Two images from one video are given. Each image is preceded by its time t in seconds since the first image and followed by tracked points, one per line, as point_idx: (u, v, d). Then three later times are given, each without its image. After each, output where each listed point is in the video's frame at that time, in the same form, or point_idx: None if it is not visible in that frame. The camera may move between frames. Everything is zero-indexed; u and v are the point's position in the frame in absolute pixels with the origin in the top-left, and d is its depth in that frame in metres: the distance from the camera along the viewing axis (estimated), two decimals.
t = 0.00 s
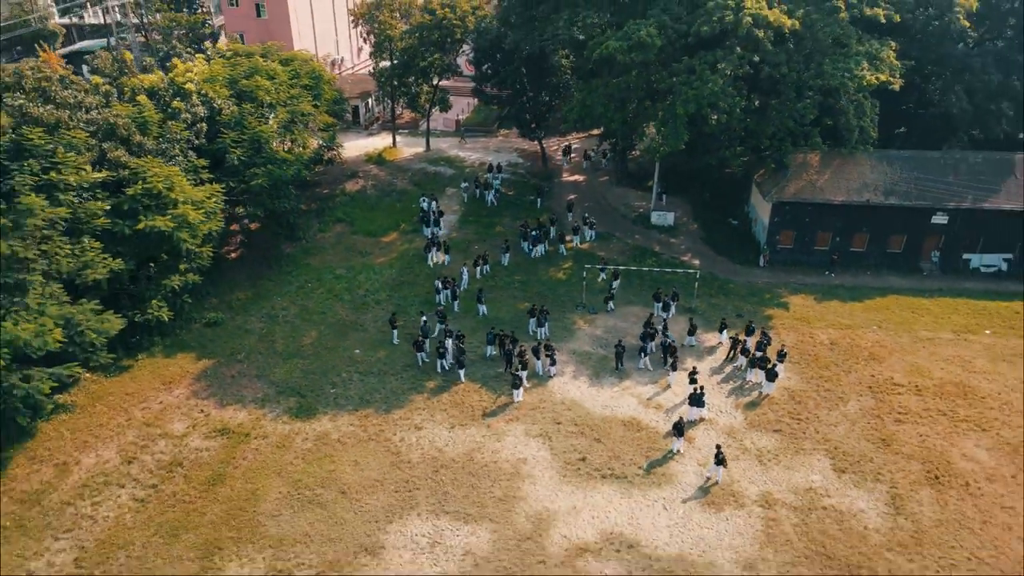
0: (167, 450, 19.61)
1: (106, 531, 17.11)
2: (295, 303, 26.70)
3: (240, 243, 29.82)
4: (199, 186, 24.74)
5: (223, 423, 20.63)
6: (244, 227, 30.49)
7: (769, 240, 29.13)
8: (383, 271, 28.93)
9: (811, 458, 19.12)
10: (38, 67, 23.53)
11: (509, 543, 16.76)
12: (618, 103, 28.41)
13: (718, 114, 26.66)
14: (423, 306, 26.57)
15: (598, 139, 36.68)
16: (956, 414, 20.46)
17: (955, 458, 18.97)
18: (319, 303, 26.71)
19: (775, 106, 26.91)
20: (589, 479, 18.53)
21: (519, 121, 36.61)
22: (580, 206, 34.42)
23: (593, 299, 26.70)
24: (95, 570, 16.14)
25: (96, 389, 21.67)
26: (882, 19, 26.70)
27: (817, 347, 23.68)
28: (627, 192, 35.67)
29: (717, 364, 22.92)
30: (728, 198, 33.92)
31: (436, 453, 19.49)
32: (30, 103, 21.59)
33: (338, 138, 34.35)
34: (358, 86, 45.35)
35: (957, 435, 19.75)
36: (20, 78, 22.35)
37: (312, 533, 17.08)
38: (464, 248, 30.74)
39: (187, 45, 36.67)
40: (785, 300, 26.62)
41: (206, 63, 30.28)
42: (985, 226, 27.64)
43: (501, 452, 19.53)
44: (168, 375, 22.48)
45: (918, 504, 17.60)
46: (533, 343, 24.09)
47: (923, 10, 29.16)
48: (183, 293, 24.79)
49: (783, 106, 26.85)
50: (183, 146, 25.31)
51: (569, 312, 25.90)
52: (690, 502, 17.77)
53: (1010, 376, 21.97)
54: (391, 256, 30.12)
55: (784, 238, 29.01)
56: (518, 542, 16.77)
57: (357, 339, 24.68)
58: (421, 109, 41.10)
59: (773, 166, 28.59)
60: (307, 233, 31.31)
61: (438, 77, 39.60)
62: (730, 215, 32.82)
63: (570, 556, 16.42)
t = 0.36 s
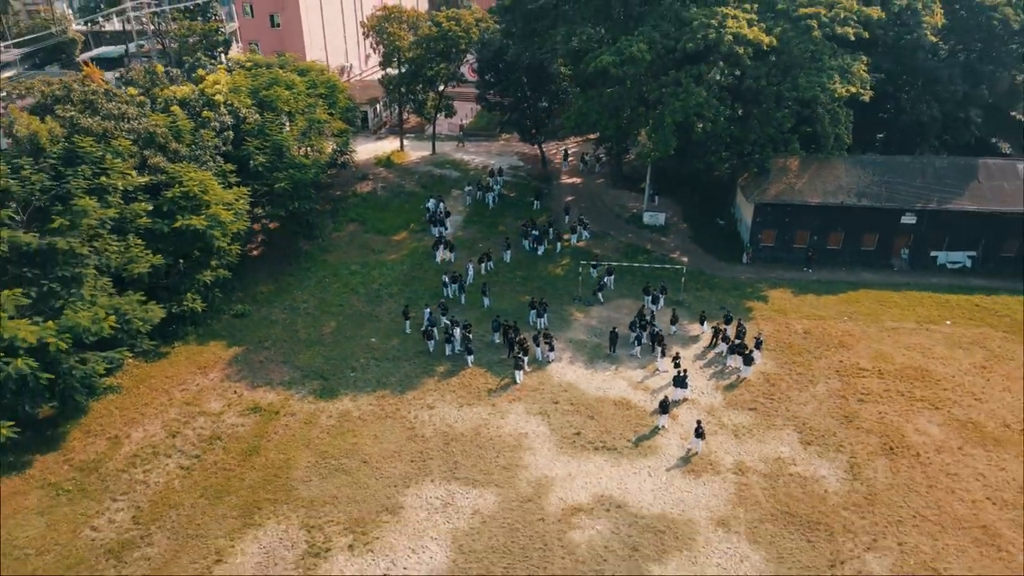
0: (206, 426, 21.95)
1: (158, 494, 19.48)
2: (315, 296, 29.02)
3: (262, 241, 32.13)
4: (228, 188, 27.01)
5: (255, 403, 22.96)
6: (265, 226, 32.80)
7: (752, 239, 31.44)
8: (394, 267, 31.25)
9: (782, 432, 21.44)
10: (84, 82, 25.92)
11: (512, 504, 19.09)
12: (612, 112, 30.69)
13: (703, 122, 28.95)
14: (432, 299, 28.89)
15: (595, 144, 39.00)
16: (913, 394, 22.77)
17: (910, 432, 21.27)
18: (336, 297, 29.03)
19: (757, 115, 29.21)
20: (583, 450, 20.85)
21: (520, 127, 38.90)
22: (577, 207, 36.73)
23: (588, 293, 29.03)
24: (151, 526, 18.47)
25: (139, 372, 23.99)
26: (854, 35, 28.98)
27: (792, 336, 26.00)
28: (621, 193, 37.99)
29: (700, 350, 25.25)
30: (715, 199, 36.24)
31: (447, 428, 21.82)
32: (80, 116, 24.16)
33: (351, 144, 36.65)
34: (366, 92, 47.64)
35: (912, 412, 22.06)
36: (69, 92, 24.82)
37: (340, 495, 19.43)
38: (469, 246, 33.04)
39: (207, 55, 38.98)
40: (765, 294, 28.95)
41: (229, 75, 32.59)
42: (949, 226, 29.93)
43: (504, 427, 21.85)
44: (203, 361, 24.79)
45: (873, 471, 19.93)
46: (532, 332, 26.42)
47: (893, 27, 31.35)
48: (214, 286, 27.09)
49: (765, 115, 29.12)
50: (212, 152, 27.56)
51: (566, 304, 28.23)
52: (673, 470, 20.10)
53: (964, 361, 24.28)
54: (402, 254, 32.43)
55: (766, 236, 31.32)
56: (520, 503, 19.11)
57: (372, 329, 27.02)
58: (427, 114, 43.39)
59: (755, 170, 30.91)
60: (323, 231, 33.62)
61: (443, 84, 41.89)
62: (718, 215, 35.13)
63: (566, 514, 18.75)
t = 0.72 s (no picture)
0: (236, 408, 24.15)
1: (198, 465, 21.71)
2: (331, 291, 31.21)
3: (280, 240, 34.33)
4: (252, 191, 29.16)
5: (280, 387, 25.16)
6: (282, 226, 34.99)
7: (738, 238, 33.64)
8: (404, 264, 33.45)
9: (759, 413, 23.65)
10: (120, 95, 28.48)
11: (515, 475, 21.29)
12: (607, 120, 32.86)
13: (692, 130, 31.12)
14: (440, 294, 31.09)
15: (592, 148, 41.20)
16: (880, 379, 24.96)
17: (875, 412, 23.44)
18: (351, 291, 31.22)
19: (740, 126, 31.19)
20: (579, 428, 23.06)
21: (521, 132, 41.09)
22: (575, 208, 38.94)
23: (585, 287, 31.24)
24: (192, 493, 20.67)
25: (173, 360, 26.18)
26: (831, 49, 31.14)
27: (772, 327, 28.20)
28: (617, 195, 40.18)
29: (687, 340, 27.50)
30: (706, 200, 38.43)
31: (455, 409, 24.03)
32: (119, 125, 26.49)
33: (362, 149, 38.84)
34: (374, 98, 49.87)
35: (878, 395, 24.24)
36: (109, 102, 27.61)
37: (360, 467, 21.63)
38: (474, 244, 35.25)
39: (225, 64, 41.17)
40: (749, 289, 31.15)
41: (249, 84, 34.74)
42: (921, 226, 32.10)
43: (508, 408, 24.06)
44: (230, 350, 26.98)
45: (840, 446, 22.14)
46: (533, 323, 28.64)
47: (869, 40, 33.27)
48: (239, 282, 29.26)
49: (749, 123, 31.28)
50: (237, 158, 29.66)
51: (564, 299, 30.43)
52: (659, 445, 22.31)
53: (929, 349, 26.47)
54: (411, 252, 34.63)
55: (751, 236, 33.52)
56: (523, 474, 21.31)
57: (385, 321, 29.21)
58: (433, 119, 45.57)
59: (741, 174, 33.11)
60: (336, 230, 35.83)
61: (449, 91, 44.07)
62: (708, 216, 37.33)
63: (563, 484, 20.95)
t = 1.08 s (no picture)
0: (263, 391, 26.46)
1: (231, 442, 24.02)
2: (346, 286, 33.54)
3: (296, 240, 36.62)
4: (274, 194, 31.44)
5: (302, 373, 27.46)
6: (298, 225, 37.28)
7: (726, 237, 35.96)
8: (413, 261, 35.75)
9: (740, 396, 25.96)
10: (153, 105, 30.88)
11: (518, 450, 23.58)
12: (603, 127, 35.14)
13: (682, 136, 33.39)
14: (447, 289, 33.40)
15: (590, 152, 43.55)
16: (851, 365, 27.27)
17: (846, 395, 25.75)
18: (364, 287, 33.54)
19: (728, 131, 33.64)
20: (576, 409, 25.36)
21: (523, 137, 43.40)
22: (574, 209, 41.26)
23: (583, 283, 33.53)
24: (228, 467, 22.98)
25: (202, 349, 28.48)
26: (812, 61, 33.47)
27: (755, 319, 30.51)
28: (614, 196, 42.51)
29: (676, 330, 29.86)
30: (697, 201, 40.73)
31: (463, 393, 26.34)
32: (154, 132, 28.97)
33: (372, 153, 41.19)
34: (381, 103, 52.18)
35: (849, 380, 26.56)
36: (144, 111, 30.00)
37: (378, 443, 23.92)
38: (478, 243, 37.55)
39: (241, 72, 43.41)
40: (735, 284, 33.46)
41: (268, 93, 37.07)
42: (896, 225, 34.33)
43: (511, 391, 26.38)
44: (255, 340, 29.27)
45: (812, 425, 24.46)
46: (534, 315, 30.97)
47: (848, 52, 35.24)
48: (262, 277, 31.56)
49: (735, 130, 33.58)
50: (260, 162, 31.89)
51: (562, 293, 32.74)
52: (649, 424, 24.62)
53: (898, 339, 28.77)
54: (419, 250, 36.92)
55: (738, 235, 35.84)
56: (525, 449, 23.60)
57: (398, 313, 31.53)
58: (439, 124, 47.87)
59: (728, 178, 35.46)
60: (349, 229, 38.13)
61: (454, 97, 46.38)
62: (698, 216, 39.63)
63: (562, 457, 23.24)
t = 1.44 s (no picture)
0: (285, 378, 28.69)
1: (257, 424, 26.25)
2: (358, 283, 35.74)
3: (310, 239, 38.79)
4: (292, 197, 33.66)
5: (320, 363, 29.67)
6: (312, 225, 39.45)
7: (716, 237, 38.30)
8: (421, 260, 37.94)
9: (725, 383, 28.18)
10: (180, 113, 33.09)
11: (520, 431, 25.77)
12: (600, 133, 37.32)
13: (674, 142, 35.56)
14: (454, 285, 35.60)
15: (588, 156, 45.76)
16: (830, 356, 29.18)
17: (823, 382, 27.94)
18: (375, 283, 35.75)
19: (717, 138, 35.84)
20: (574, 395, 27.57)
21: (524, 141, 45.58)
22: (572, 210, 43.46)
23: (581, 280, 35.73)
24: (256, 446, 25.18)
25: (227, 340, 30.67)
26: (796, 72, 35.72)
27: (741, 314, 32.72)
28: (610, 198, 44.70)
29: (667, 323, 32.08)
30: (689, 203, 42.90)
31: (469, 380, 28.55)
32: (183, 139, 31.14)
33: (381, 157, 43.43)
34: (388, 108, 54.34)
35: (826, 368, 28.75)
36: (173, 120, 32.47)
37: (392, 425, 26.13)
38: (482, 243, 39.75)
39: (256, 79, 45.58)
40: (723, 282, 35.68)
41: (284, 101, 39.29)
42: (874, 226, 36.48)
43: (513, 379, 28.60)
44: (275, 333, 31.47)
45: (790, 409, 26.67)
46: (534, 310, 33.18)
47: (831, 63, 37.58)
48: (281, 274, 33.78)
49: (723, 137, 35.78)
50: (277, 167, 34.34)
51: (561, 290, 34.93)
52: (640, 409, 26.82)
53: (874, 330, 29.99)
54: (426, 249, 39.10)
55: (727, 235, 38.13)
56: (526, 430, 25.78)
57: (407, 308, 33.74)
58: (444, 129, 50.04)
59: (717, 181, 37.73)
60: (360, 229, 40.31)
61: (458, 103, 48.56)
62: (691, 217, 41.86)
63: (560, 438, 25.43)
